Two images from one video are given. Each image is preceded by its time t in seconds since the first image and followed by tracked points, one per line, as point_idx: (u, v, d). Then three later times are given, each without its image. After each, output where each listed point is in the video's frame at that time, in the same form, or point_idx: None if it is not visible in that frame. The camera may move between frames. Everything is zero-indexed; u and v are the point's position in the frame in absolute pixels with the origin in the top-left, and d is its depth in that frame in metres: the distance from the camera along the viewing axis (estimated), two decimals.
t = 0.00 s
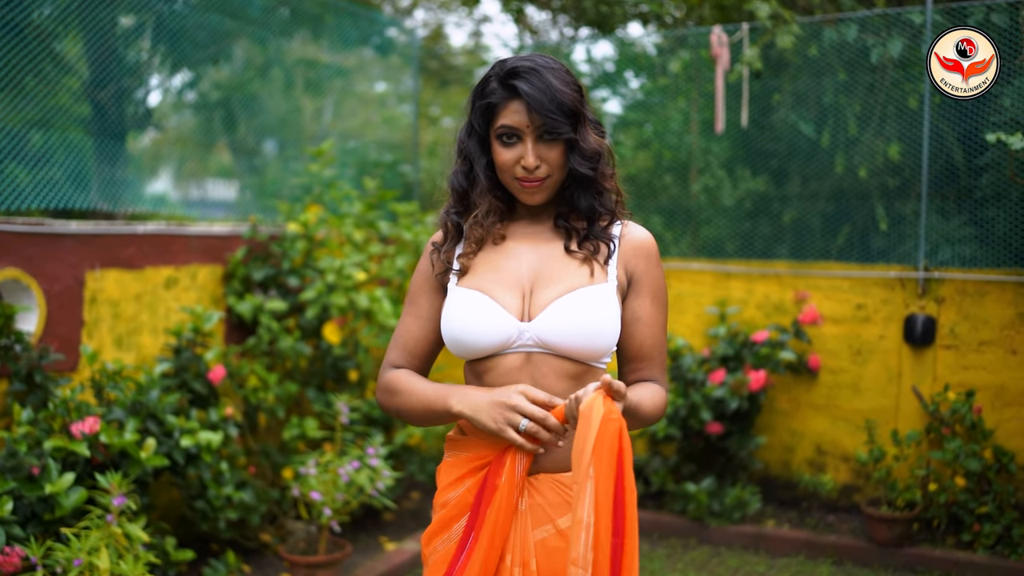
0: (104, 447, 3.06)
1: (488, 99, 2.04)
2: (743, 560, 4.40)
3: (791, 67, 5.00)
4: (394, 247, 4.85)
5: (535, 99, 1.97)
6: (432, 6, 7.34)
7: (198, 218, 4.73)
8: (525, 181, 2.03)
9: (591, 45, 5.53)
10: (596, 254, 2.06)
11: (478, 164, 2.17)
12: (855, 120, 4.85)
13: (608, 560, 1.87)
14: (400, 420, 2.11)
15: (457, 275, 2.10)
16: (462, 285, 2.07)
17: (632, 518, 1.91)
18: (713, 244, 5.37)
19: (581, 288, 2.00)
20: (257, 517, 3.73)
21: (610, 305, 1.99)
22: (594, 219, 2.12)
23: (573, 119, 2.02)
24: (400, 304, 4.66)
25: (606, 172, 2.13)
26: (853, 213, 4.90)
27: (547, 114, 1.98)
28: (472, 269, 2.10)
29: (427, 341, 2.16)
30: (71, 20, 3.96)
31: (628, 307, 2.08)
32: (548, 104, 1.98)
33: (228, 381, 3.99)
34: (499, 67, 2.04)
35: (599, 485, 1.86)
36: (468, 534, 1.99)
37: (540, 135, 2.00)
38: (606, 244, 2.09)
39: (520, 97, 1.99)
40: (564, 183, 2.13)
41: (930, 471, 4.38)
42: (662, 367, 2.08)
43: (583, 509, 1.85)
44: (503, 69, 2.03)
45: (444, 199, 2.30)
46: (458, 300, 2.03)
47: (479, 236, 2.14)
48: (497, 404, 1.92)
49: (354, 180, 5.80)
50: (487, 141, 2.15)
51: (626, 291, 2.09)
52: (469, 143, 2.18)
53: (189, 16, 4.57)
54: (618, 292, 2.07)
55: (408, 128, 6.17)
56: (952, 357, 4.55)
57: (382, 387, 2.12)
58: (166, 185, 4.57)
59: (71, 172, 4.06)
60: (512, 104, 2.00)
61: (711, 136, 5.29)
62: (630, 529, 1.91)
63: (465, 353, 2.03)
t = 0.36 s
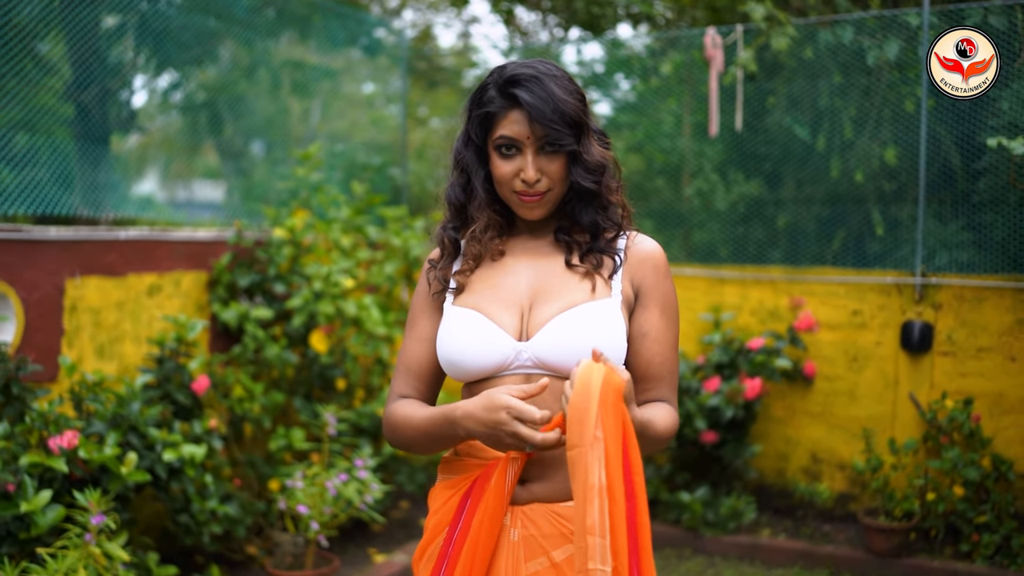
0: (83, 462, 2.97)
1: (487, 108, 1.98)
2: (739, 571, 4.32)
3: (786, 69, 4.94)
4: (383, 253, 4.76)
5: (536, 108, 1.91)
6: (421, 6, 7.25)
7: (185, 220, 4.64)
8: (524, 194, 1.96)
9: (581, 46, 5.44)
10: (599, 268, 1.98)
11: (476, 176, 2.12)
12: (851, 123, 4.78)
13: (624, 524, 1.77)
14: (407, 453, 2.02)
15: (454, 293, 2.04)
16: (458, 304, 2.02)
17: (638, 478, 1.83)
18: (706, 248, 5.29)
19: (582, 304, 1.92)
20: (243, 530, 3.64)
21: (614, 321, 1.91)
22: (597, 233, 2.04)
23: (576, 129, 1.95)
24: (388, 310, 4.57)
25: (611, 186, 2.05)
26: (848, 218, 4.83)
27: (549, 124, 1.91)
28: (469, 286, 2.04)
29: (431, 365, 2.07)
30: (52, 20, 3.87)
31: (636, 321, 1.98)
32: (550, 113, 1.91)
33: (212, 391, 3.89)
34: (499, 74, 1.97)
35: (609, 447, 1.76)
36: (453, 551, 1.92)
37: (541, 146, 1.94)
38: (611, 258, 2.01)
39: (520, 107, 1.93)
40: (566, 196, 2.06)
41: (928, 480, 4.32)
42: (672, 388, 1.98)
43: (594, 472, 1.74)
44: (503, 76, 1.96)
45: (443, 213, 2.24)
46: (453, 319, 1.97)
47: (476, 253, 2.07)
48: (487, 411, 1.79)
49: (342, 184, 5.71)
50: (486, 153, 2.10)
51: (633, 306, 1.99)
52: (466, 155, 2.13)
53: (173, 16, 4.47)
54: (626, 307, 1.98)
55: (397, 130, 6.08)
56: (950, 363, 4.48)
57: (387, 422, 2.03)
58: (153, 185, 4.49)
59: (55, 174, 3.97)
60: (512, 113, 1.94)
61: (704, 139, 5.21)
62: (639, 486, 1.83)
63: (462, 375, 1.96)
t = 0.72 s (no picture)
0: (65, 471, 2.88)
1: (485, 109, 1.90)
2: None
3: (784, 68, 4.86)
4: (375, 254, 4.67)
5: (536, 110, 1.83)
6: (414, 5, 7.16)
7: (175, 218, 4.56)
8: (524, 199, 1.89)
9: (575, 44, 5.35)
10: (605, 273, 1.92)
11: (473, 181, 2.06)
12: (850, 123, 4.71)
13: (626, 506, 1.64)
14: (412, 468, 1.91)
15: (453, 304, 1.98)
16: (457, 314, 1.95)
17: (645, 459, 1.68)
18: (703, 249, 5.22)
19: (588, 311, 1.85)
20: (231, 538, 3.55)
21: (622, 329, 1.83)
22: (603, 239, 1.98)
23: (578, 131, 1.88)
24: (380, 313, 4.49)
25: (617, 190, 1.99)
26: (847, 219, 4.76)
27: (550, 127, 1.84)
28: (468, 294, 1.98)
29: (433, 377, 1.98)
30: (38, 16, 3.78)
31: (645, 326, 1.90)
32: (551, 115, 1.83)
33: (200, 396, 3.80)
34: (497, 74, 1.89)
35: (613, 422, 1.64)
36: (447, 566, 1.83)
37: (541, 149, 1.86)
38: (618, 262, 1.94)
39: (520, 108, 1.85)
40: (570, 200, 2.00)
41: (930, 485, 4.25)
42: (684, 394, 1.87)
43: (596, 448, 1.62)
44: (502, 76, 1.88)
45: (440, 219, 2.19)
46: (451, 329, 1.91)
47: (476, 260, 2.01)
48: (516, 403, 1.72)
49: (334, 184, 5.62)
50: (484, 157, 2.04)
51: (643, 310, 1.91)
52: (464, 158, 2.07)
53: (162, 13, 4.38)
54: (634, 312, 1.90)
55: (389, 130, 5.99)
56: (951, 367, 4.41)
57: (389, 438, 1.91)
58: (143, 184, 4.40)
59: (44, 172, 3.89)
60: (511, 115, 1.86)
61: (700, 138, 5.13)
62: (644, 466, 1.68)
63: (462, 390, 1.88)
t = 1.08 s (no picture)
0: (52, 481, 2.79)
1: (485, 106, 1.82)
2: None
3: (788, 66, 4.78)
4: (372, 256, 4.59)
5: (541, 107, 1.75)
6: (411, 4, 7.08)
7: (171, 219, 4.48)
8: (528, 202, 1.81)
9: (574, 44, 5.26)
10: (615, 277, 1.85)
11: (473, 182, 1.98)
12: (855, 122, 4.63)
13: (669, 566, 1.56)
14: (409, 483, 1.83)
15: (452, 311, 1.90)
16: (456, 323, 1.87)
17: (677, 502, 1.61)
18: (704, 251, 5.14)
19: (596, 319, 1.79)
20: (225, 548, 3.46)
21: (633, 338, 1.77)
22: (612, 243, 1.90)
23: (584, 130, 1.80)
24: (377, 316, 4.40)
25: (625, 192, 1.92)
26: (851, 220, 4.67)
27: (555, 126, 1.76)
28: (468, 303, 1.90)
29: (429, 390, 1.89)
30: (28, 14, 3.69)
31: (659, 334, 1.82)
32: (556, 112, 1.76)
33: (193, 402, 3.71)
34: (498, 68, 1.81)
35: (652, 478, 1.56)
36: None
37: (546, 148, 1.78)
38: (628, 266, 1.87)
39: (523, 105, 1.78)
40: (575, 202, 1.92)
41: (938, 491, 4.17)
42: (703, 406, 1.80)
43: (635, 510, 1.54)
44: (503, 70, 1.81)
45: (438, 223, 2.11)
46: (451, 339, 1.83)
47: (475, 266, 1.94)
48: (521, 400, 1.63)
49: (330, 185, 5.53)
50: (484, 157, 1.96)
51: (655, 318, 1.84)
52: (463, 157, 1.99)
53: (156, 11, 4.29)
54: (647, 319, 1.83)
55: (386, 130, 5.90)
56: (959, 370, 4.33)
57: (385, 450, 1.84)
58: (140, 185, 4.32)
59: (37, 173, 3.83)
60: (513, 112, 1.78)
61: (702, 138, 5.05)
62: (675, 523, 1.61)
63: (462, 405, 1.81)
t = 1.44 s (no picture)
0: (36, 490, 2.70)
1: (486, 98, 1.74)
2: None
3: (792, 64, 4.69)
4: (369, 258, 4.50)
5: (546, 99, 1.68)
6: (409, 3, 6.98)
7: (169, 219, 4.42)
8: (531, 201, 1.73)
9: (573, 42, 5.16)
10: (625, 283, 1.81)
11: (472, 181, 1.90)
12: (861, 121, 4.54)
13: None
14: (397, 500, 1.79)
15: (450, 318, 1.83)
16: (453, 331, 1.80)
17: None
18: (707, 251, 5.05)
19: (605, 328, 1.73)
20: (217, 556, 3.36)
21: (644, 348, 1.71)
22: (621, 245, 1.86)
23: (592, 124, 1.73)
24: (374, 319, 4.31)
25: (635, 191, 1.86)
26: (857, 220, 4.58)
27: (562, 119, 1.68)
28: (466, 309, 1.83)
29: (421, 403, 1.85)
30: (19, 9, 3.61)
31: (672, 347, 1.83)
32: (562, 105, 1.68)
33: (185, 407, 3.62)
34: (500, 57, 1.73)
35: None
36: None
37: (551, 144, 1.71)
38: (638, 271, 1.83)
39: (527, 97, 1.70)
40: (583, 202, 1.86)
41: (947, 497, 4.08)
42: (713, 420, 1.85)
43: None
44: (506, 59, 1.73)
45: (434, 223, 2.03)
46: (449, 348, 1.76)
47: (474, 269, 1.86)
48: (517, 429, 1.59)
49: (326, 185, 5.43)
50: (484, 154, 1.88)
51: (669, 329, 1.83)
52: (462, 153, 1.91)
53: (149, 6, 4.19)
54: (659, 329, 1.81)
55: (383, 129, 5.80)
56: (967, 373, 4.25)
57: (378, 466, 1.80)
58: (137, 185, 4.25)
59: (30, 173, 3.75)
60: (517, 104, 1.71)
61: (704, 136, 4.96)
62: None
63: (461, 418, 1.75)
